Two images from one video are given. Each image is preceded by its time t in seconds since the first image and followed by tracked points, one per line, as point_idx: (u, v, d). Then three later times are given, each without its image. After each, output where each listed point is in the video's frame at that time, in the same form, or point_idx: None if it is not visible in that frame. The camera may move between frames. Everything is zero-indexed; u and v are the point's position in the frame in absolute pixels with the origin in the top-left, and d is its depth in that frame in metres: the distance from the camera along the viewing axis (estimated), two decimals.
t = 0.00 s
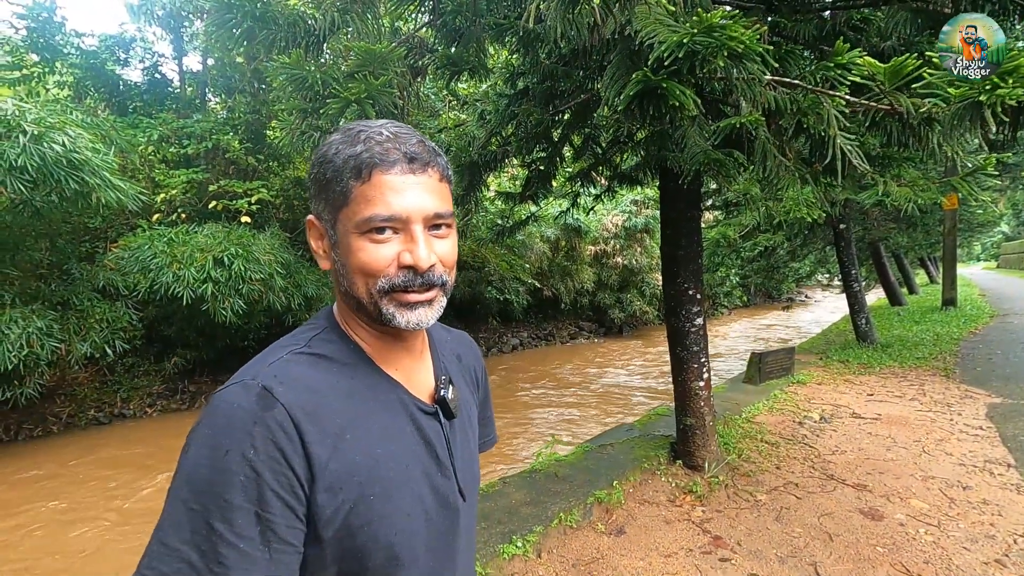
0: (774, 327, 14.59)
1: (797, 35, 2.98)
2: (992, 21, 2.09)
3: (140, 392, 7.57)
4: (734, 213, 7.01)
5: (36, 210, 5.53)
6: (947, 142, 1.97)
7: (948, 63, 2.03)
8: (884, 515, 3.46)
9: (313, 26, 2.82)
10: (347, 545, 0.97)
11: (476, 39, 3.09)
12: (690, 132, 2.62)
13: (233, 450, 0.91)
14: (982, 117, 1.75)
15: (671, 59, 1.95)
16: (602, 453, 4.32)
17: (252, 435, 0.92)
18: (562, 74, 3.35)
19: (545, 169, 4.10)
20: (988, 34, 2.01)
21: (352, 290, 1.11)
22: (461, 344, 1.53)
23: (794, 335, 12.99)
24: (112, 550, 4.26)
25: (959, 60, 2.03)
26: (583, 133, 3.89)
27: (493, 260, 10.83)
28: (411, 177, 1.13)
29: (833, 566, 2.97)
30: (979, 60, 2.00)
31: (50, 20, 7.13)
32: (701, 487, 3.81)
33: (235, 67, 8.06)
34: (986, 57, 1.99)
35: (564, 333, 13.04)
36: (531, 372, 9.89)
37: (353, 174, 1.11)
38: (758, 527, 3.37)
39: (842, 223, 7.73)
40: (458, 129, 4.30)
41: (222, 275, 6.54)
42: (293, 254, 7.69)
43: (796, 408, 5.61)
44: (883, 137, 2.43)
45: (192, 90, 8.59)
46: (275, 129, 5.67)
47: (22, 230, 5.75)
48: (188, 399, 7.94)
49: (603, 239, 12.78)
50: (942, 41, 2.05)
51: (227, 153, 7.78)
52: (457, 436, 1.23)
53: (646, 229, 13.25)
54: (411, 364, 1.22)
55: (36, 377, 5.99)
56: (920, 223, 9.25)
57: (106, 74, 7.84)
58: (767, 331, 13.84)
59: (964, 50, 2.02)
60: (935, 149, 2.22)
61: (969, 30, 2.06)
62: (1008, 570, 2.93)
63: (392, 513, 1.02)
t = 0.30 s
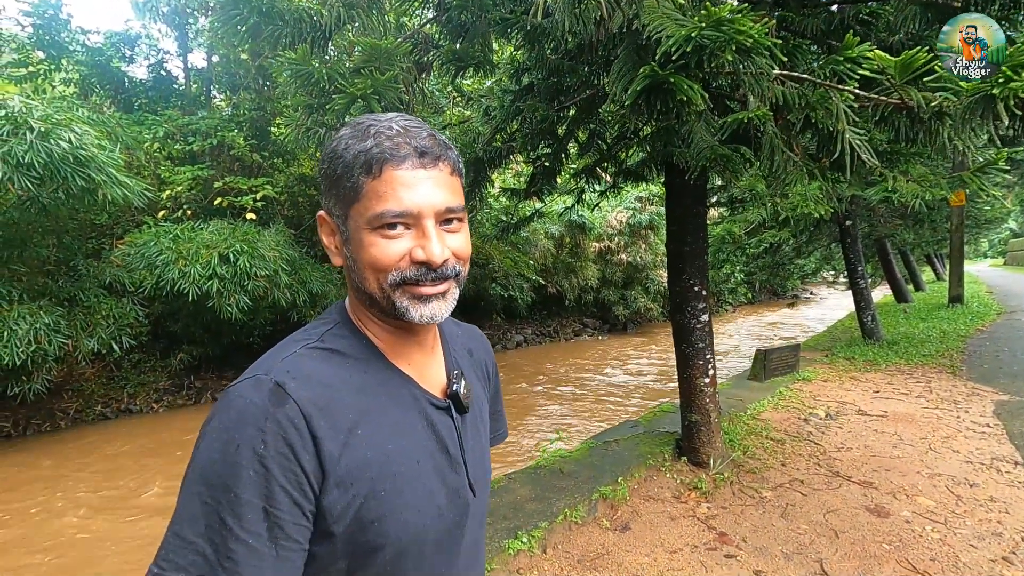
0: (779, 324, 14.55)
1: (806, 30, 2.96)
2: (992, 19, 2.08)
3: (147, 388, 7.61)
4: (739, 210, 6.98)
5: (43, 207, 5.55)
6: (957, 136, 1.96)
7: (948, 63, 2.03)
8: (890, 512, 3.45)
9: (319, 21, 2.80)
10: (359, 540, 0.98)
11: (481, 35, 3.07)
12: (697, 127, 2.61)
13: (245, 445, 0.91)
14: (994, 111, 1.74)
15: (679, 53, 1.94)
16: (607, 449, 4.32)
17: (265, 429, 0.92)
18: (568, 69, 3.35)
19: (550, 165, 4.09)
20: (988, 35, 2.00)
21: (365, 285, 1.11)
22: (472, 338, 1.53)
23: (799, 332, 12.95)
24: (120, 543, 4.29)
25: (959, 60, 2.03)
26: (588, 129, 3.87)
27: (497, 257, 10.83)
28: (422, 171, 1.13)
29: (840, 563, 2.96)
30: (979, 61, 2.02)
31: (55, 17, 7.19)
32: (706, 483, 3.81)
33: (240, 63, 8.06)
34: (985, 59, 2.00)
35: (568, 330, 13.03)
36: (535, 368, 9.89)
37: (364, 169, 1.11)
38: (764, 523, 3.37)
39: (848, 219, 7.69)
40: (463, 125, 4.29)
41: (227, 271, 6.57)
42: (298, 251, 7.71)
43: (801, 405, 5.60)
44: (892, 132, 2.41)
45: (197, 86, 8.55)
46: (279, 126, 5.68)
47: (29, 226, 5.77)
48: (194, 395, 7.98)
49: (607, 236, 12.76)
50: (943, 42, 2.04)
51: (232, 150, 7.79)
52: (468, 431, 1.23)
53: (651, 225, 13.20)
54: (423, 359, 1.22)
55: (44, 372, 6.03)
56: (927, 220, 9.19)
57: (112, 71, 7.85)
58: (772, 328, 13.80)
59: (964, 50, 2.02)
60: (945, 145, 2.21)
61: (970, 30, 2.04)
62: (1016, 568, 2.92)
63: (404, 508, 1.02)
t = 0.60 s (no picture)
0: (778, 327, 14.56)
1: (806, 34, 2.98)
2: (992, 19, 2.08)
3: (146, 391, 7.60)
4: (739, 213, 6.99)
5: (43, 210, 5.55)
6: (959, 140, 1.97)
7: (948, 63, 2.05)
8: (892, 515, 3.45)
9: (321, 24, 2.79)
10: (365, 544, 0.98)
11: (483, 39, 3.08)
12: (698, 131, 2.62)
13: (251, 449, 0.91)
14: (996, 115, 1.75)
15: (681, 57, 1.94)
16: (607, 453, 4.31)
17: (271, 434, 0.92)
18: (568, 72, 3.36)
19: (551, 168, 4.09)
20: (988, 35, 2.00)
21: (373, 290, 1.11)
22: (478, 341, 1.54)
23: (799, 335, 12.94)
24: (120, 547, 4.28)
25: (959, 61, 2.04)
26: (588, 132, 3.87)
27: (497, 260, 10.83)
28: (430, 175, 1.13)
29: (841, 567, 2.96)
30: (979, 61, 2.03)
31: (56, 21, 7.19)
32: (707, 487, 3.80)
33: (240, 67, 8.08)
34: (985, 58, 2.01)
35: (568, 333, 13.02)
36: (535, 372, 9.87)
37: (372, 173, 1.11)
38: (765, 526, 3.36)
39: (847, 222, 7.69)
40: (463, 129, 4.30)
41: (227, 274, 6.56)
42: (298, 254, 7.71)
43: (802, 408, 5.60)
44: (891, 135, 2.43)
45: (197, 90, 8.57)
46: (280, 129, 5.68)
47: (29, 229, 5.77)
48: (194, 398, 7.95)
49: (606, 239, 12.78)
50: (942, 42, 2.05)
51: (232, 153, 7.80)
52: (474, 434, 1.23)
53: (650, 228, 13.21)
54: (430, 363, 1.22)
55: (43, 375, 6.01)
56: (926, 223, 9.20)
57: (112, 74, 7.86)
58: (772, 331, 13.80)
59: (964, 50, 2.03)
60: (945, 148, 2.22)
61: (969, 30, 2.05)
62: (1018, 571, 2.91)
63: (411, 512, 1.02)
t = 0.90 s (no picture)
0: (778, 329, 14.56)
1: (806, 37, 2.98)
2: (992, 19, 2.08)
3: (145, 393, 7.58)
4: (738, 215, 7.01)
5: (43, 212, 5.54)
6: (960, 142, 1.97)
7: (948, 63, 2.05)
8: (893, 518, 3.44)
9: (323, 27, 2.78)
10: (367, 550, 0.97)
11: (484, 41, 3.09)
12: (699, 133, 2.63)
13: (256, 450, 0.91)
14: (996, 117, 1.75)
15: (682, 59, 1.95)
16: (608, 455, 4.31)
17: (278, 436, 0.92)
18: (569, 75, 3.37)
19: (551, 170, 4.08)
20: (988, 34, 2.01)
21: (387, 292, 1.11)
22: (487, 343, 1.54)
23: (798, 337, 12.94)
24: (119, 550, 4.27)
25: (959, 60, 2.05)
26: (589, 134, 3.87)
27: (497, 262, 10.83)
28: (445, 176, 1.14)
29: (842, 569, 2.95)
30: (979, 60, 2.03)
31: (56, 23, 7.22)
32: (708, 489, 3.79)
33: (240, 69, 8.10)
34: (986, 58, 2.01)
35: (568, 335, 13.01)
36: (535, 374, 9.86)
37: (387, 173, 1.12)
38: (766, 529, 3.36)
39: (847, 224, 7.71)
40: (464, 131, 4.31)
41: (227, 276, 6.56)
42: (297, 256, 7.72)
43: (802, 410, 5.59)
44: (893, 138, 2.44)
45: (197, 92, 8.59)
46: (280, 131, 5.68)
47: (28, 231, 5.76)
48: (193, 401, 7.92)
49: (606, 241, 12.79)
50: (943, 42, 2.05)
51: (232, 156, 7.81)
52: (482, 438, 1.23)
53: (650, 231, 13.22)
54: (440, 366, 1.22)
55: (42, 378, 5.99)
56: (926, 225, 9.21)
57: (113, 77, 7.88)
58: (772, 333, 13.80)
59: (964, 50, 2.03)
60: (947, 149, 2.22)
61: (969, 30, 2.05)
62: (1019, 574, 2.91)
63: (416, 517, 1.01)
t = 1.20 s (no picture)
0: (776, 328, 14.59)
1: (804, 36, 2.99)
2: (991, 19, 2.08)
3: (143, 393, 7.57)
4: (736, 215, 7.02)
5: (40, 211, 5.52)
6: (960, 141, 1.97)
7: (948, 63, 2.04)
8: (891, 516, 3.45)
9: (320, 27, 2.78)
10: (366, 549, 0.97)
11: (482, 41, 3.09)
12: (698, 132, 2.62)
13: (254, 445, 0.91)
14: (997, 116, 1.75)
15: (681, 58, 1.94)
16: (607, 454, 4.31)
17: (275, 431, 0.92)
18: (568, 74, 3.37)
19: (550, 170, 4.08)
20: (988, 35, 2.00)
21: (383, 284, 1.11)
22: (494, 345, 1.53)
23: (797, 337, 12.95)
24: (117, 550, 4.25)
25: (959, 60, 2.04)
26: (588, 134, 3.87)
27: (496, 262, 10.83)
28: (439, 165, 1.13)
29: (841, 568, 2.96)
30: (979, 60, 2.02)
31: (53, 22, 6.99)
32: (707, 489, 3.80)
33: (238, 68, 8.08)
34: (985, 58, 2.00)
35: (566, 335, 13.02)
36: (534, 374, 9.86)
37: (381, 165, 1.12)
38: (765, 528, 3.36)
39: (845, 224, 7.72)
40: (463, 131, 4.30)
41: (225, 276, 6.55)
42: (296, 256, 7.71)
43: (800, 410, 5.60)
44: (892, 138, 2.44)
45: (195, 91, 8.57)
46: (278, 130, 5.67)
47: (25, 231, 5.74)
48: (191, 400, 7.87)
49: (604, 241, 12.79)
50: (943, 42, 2.04)
51: (230, 155, 7.79)
52: (484, 440, 1.22)
53: (648, 230, 13.22)
54: (443, 364, 1.21)
55: (39, 378, 5.96)
56: (923, 224, 9.23)
57: (110, 75, 7.86)
58: (770, 333, 13.82)
59: (964, 50, 2.03)
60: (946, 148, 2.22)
61: (969, 30, 2.05)
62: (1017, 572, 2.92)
63: (415, 517, 1.01)
